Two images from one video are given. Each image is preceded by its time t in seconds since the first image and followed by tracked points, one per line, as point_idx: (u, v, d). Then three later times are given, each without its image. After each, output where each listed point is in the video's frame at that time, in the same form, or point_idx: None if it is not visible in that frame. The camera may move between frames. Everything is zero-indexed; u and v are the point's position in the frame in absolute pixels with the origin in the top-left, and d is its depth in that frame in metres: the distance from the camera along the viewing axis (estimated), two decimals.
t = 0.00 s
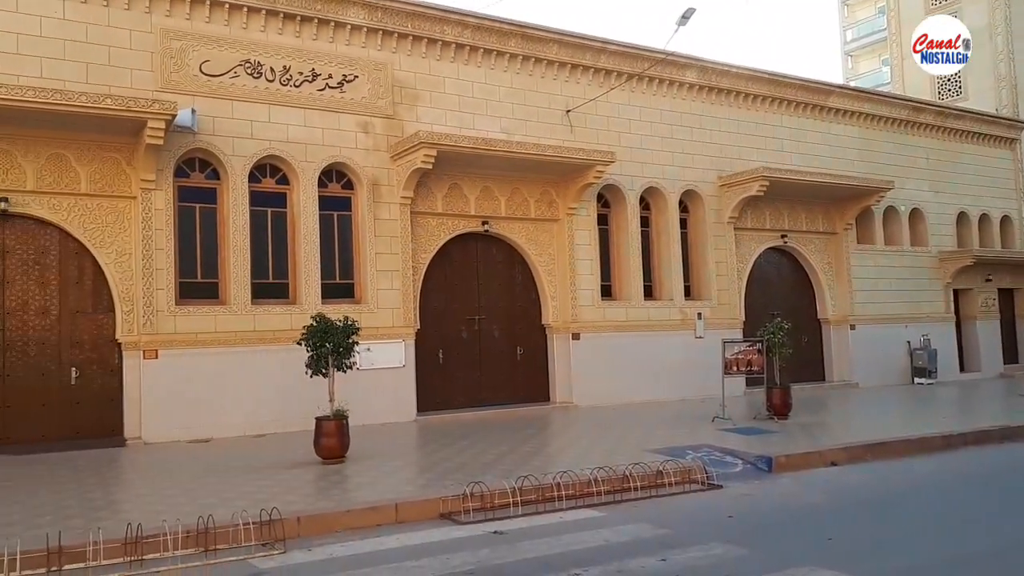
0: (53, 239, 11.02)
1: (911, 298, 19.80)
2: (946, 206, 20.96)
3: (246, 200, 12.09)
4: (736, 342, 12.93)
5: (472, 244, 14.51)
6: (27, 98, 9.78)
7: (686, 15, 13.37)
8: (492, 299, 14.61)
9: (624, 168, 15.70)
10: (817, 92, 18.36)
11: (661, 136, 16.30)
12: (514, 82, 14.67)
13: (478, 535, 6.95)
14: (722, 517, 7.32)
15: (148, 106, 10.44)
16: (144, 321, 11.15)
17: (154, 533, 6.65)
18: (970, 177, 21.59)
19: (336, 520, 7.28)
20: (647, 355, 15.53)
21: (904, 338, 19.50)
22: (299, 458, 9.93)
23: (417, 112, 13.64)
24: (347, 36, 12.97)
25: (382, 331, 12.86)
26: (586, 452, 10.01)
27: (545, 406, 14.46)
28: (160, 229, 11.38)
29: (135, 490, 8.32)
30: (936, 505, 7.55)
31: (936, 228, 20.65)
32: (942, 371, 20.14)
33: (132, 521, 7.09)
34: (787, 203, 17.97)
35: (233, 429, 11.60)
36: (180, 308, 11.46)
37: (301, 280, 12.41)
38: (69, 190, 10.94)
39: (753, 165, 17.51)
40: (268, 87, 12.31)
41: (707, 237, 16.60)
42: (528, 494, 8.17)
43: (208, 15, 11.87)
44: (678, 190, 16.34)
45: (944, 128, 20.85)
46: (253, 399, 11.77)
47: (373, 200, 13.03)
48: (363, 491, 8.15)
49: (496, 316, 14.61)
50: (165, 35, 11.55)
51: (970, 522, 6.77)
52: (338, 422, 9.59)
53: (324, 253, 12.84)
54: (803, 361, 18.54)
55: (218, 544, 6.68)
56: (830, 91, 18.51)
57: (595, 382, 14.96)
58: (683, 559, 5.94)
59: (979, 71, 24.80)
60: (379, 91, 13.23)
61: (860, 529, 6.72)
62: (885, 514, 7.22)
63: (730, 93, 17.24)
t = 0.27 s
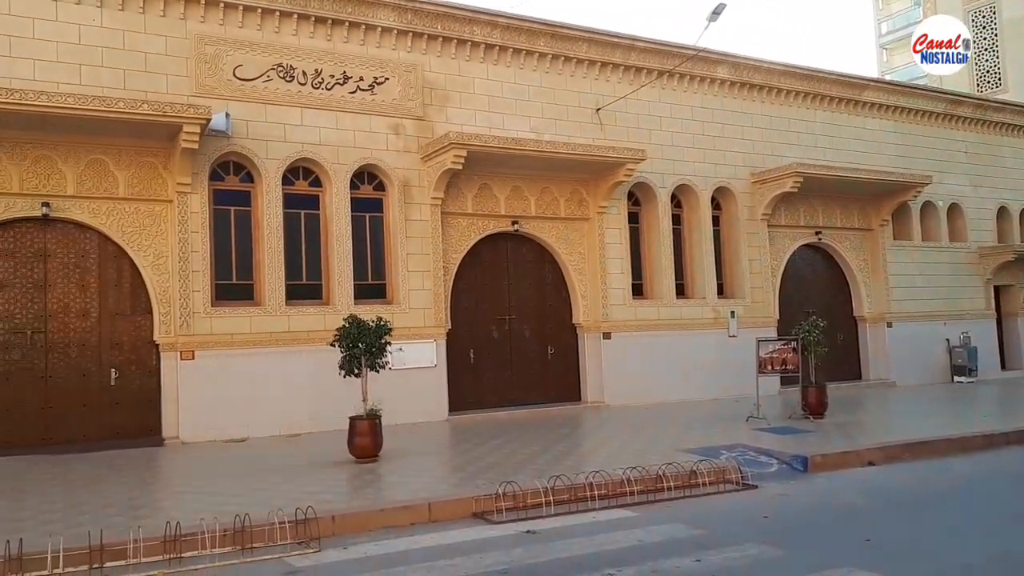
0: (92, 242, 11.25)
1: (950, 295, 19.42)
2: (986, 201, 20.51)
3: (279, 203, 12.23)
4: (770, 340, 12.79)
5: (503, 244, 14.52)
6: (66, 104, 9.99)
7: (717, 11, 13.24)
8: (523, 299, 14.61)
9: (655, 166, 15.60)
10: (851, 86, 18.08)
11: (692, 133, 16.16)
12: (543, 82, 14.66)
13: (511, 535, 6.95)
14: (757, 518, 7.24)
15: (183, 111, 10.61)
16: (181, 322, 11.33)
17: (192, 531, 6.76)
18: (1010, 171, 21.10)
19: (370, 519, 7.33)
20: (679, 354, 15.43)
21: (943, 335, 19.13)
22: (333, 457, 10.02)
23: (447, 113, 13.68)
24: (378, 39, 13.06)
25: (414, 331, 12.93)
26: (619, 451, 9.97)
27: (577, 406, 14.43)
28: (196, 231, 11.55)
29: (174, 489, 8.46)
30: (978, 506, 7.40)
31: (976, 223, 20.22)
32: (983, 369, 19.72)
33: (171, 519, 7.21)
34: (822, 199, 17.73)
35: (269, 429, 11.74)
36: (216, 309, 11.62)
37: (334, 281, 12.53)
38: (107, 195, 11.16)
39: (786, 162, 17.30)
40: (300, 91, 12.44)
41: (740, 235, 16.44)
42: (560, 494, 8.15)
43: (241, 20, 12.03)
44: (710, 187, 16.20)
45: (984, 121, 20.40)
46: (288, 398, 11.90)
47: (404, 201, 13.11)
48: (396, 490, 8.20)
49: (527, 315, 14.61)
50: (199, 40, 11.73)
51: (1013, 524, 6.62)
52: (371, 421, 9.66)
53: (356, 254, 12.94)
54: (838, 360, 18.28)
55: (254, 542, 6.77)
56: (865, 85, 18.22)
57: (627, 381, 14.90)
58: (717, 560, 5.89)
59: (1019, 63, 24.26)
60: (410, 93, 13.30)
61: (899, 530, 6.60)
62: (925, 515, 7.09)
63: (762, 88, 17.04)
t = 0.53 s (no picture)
0: (136, 244, 11.48)
1: (998, 293, 18.90)
2: None
3: (318, 204, 12.36)
4: (811, 339, 12.58)
5: (538, 244, 14.50)
6: (110, 109, 10.21)
7: (755, 5, 13.06)
8: (559, 298, 14.57)
9: (692, 164, 15.45)
10: (894, 80, 17.71)
11: (729, 130, 15.97)
12: (578, 80, 14.60)
13: (549, 534, 6.93)
14: (800, 519, 7.12)
15: (223, 114, 10.77)
16: (223, 322, 11.50)
17: (234, 528, 6.85)
18: None
19: (409, 518, 7.37)
20: (718, 354, 15.25)
21: (990, 334, 18.64)
22: (372, 456, 10.10)
23: (482, 113, 13.70)
24: (413, 40, 13.12)
25: (450, 331, 12.97)
26: (657, 452, 9.89)
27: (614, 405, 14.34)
28: (237, 233, 11.73)
29: (217, 486, 8.60)
30: None
31: None
32: None
33: (214, 516, 7.33)
34: (863, 195, 17.39)
35: (308, 428, 11.86)
36: (257, 309, 11.78)
37: (372, 281, 12.61)
38: (151, 197, 11.38)
39: (826, 157, 17.00)
40: (337, 93, 12.55)
41: (779, 232, 16.21)
42: (598, 494, 8.10)
43: (279, 24, 12.18)
44: (749, 185, 15.99)
45: None
46: (327, 398, 12.01)
47: (440, 202, 13.16)
48: (435, 489, 8.23)
49: (563, 315, 14.57)
50: (238, 44, 11.90)
51: None
52: (409, 420, 9.71)
53: (393, 255, 13.02)
54: (881, 359, 17.92)
55: (295, 540, 6.83)
56: (908, 79, 17.83)
57: (665, 381, 14.77)
58: (760, 562, 5.80)
59: None
60: (445, 93, 13.34)
61: (948, 532, 6.44)
62: (975, 517, 6.91)
63: (801, 83, 16.77)
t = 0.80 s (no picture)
0: (179, 244, 11.73)
1: None
2: None
3: (355, 204, 12.51)
4: (850, 339, 12.42)
5: (573, 243, 14.50)
6: (154, 113, 10.44)
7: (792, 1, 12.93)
8: (594, 297, 14.57)
9: (728, 161, 15.33)
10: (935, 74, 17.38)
11: (766, 127, 15.81)
12: (613, 78, 14.57)
13: (585, 533, 6.95)
14: (838, 520, 7.05)
15: (263, 117, 10.96)
16: (263, 321, 11.72)
17: (275, 523, 6.99)
18: None
19: (446, 515, 7.44)
20: (754, 353, 15.12)
21: None
22: (408, 454, 10.21)
23: (517, 113, 13.74)
24: (448, 41, 13.22)
25: (486, 329, 13.04)
26: (693, 451, 9.85)
27: (650, 405, 14.30)
28: (276, 233, 11.93)
29: (258, 482, 8.77)
30: None
31: None
32: None
33: (255, 511, 7.47)
34: (904, 192, 17.11)
35: (347, 425, 12.02)
36: (296, 308, 11.97)
37: (408, 280, 12.73)
38: (193, 199, 11.62)
39: (865, 154, 16.75)
40: (374, 95, 12.69)
41: (817, 230, 16.03)
42: (634, 493, 8.10)
43: (316, 27, 12.35)
44: (786, 182, 15.81)
45: None
46: (364, 396, 12.16)
47: (475, 202, 13.24)
48: (471, 486, 8.29)
49: (598, 314, 14.57)
50: (277, 48, 12.10)
51: None
52: (445, 418, 9.80)
53: (429, 254, 13.14)
54: (922, 359, 17.61)
55: (334, 535, 6.94)
56: (950, 73, 17.48)
57: (701, 380, 14.68)
58: (798, 562, 5.76)
59: None
60: (479, 94, 13.41)
61: (992, 535, 6.33)
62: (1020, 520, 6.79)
63: (840, 79, 16.55)
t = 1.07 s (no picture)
0: (227, 249, 11.98)
1: None
2: None
3: (397, 208, 12.63)
4: (900, 340, 12.15)
5: (615, 244, 14.43)
6: (202, 120, 10.67)
7: None
8: (636, 299, 14.48)
9: (772, 160, 15.11)
10: (988, 68, 16.91)
11: (811, 125, 15.55)
12: (654, 78, 14.48)
13: (628, 536, 6.91)
14: (888, 526, 6.90)
15: (307, 122, 11.12)
16: (308, 323, 11.89)
17: (320, 523, 7.08)
18: None
19: (489, 516, 7.46)
20: (800, 355, 14.88)
21: None
22: (451, 455, 10.26)
23: (557, 114, 13.73)
24: (489, 44, 13.27)
25: (527, 331, 13.05)
26: (739, 455, 9.73)
27: (693, 408, 14.17)
28: (321, 236, 12.09)
29: (303, 482, 8.89)
30: None
31: None
32: None
33: (301, 511, 7.59)
34: (955, 190, 16.67)
35: (390, 426, 12.13)
36: (340, 310, 12.13)
37: (449, 283, 12.81)
38: (240, 204, 11.85)
39: (914, 151, 16.37)
40: (415, 99, 12.80)
41: (865, 229, 15.71)
42: (678, 497, 8.02)
43: (359, 32, 12.51)
44: (832, 181, 15.53)
45: None
46: (407, 397, 12.25)
47: (515, 204, 13.26)
48: (513, 488, 8.30)
49: (640, 315, 14.47)
50: (321, 54, 12.28)
51: None
52: (487, 419, 9.83)
53: (470, 257, 13.20)
54: (976, 360, 17.14)
55: (379, 535, 7.01)
56: (1004, 67, 16.99)
57: (745, 383, 14.50)
58: (848, 569, 5.65)
59: None
60: (520, 96, 13.43)
61: None
62: None
63: (887, 75, 16.21)
